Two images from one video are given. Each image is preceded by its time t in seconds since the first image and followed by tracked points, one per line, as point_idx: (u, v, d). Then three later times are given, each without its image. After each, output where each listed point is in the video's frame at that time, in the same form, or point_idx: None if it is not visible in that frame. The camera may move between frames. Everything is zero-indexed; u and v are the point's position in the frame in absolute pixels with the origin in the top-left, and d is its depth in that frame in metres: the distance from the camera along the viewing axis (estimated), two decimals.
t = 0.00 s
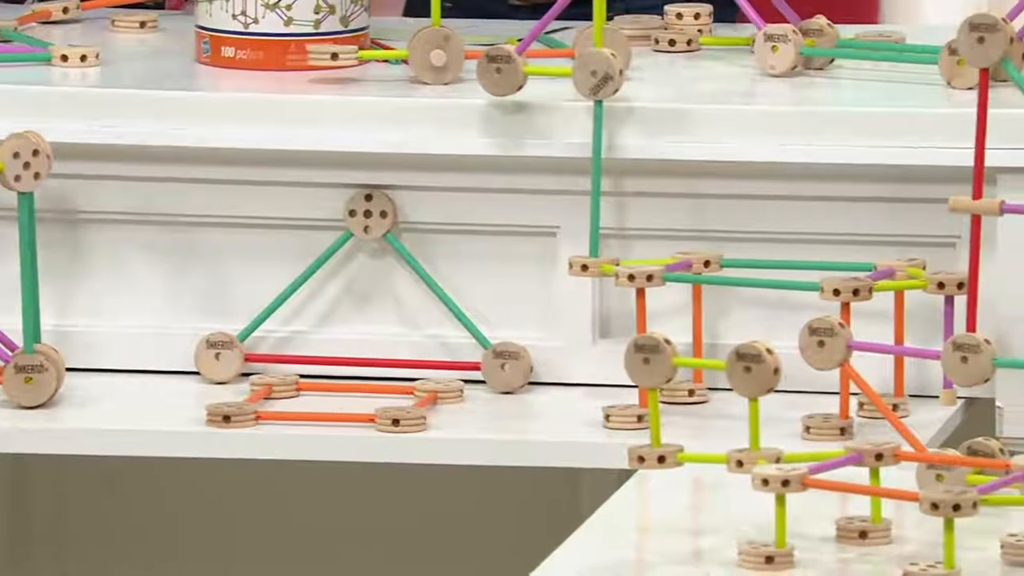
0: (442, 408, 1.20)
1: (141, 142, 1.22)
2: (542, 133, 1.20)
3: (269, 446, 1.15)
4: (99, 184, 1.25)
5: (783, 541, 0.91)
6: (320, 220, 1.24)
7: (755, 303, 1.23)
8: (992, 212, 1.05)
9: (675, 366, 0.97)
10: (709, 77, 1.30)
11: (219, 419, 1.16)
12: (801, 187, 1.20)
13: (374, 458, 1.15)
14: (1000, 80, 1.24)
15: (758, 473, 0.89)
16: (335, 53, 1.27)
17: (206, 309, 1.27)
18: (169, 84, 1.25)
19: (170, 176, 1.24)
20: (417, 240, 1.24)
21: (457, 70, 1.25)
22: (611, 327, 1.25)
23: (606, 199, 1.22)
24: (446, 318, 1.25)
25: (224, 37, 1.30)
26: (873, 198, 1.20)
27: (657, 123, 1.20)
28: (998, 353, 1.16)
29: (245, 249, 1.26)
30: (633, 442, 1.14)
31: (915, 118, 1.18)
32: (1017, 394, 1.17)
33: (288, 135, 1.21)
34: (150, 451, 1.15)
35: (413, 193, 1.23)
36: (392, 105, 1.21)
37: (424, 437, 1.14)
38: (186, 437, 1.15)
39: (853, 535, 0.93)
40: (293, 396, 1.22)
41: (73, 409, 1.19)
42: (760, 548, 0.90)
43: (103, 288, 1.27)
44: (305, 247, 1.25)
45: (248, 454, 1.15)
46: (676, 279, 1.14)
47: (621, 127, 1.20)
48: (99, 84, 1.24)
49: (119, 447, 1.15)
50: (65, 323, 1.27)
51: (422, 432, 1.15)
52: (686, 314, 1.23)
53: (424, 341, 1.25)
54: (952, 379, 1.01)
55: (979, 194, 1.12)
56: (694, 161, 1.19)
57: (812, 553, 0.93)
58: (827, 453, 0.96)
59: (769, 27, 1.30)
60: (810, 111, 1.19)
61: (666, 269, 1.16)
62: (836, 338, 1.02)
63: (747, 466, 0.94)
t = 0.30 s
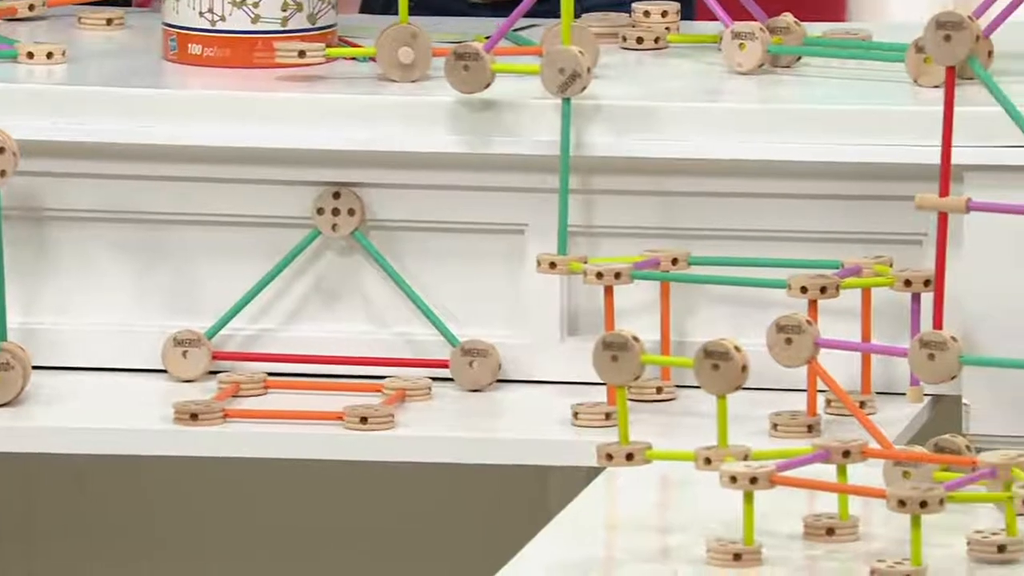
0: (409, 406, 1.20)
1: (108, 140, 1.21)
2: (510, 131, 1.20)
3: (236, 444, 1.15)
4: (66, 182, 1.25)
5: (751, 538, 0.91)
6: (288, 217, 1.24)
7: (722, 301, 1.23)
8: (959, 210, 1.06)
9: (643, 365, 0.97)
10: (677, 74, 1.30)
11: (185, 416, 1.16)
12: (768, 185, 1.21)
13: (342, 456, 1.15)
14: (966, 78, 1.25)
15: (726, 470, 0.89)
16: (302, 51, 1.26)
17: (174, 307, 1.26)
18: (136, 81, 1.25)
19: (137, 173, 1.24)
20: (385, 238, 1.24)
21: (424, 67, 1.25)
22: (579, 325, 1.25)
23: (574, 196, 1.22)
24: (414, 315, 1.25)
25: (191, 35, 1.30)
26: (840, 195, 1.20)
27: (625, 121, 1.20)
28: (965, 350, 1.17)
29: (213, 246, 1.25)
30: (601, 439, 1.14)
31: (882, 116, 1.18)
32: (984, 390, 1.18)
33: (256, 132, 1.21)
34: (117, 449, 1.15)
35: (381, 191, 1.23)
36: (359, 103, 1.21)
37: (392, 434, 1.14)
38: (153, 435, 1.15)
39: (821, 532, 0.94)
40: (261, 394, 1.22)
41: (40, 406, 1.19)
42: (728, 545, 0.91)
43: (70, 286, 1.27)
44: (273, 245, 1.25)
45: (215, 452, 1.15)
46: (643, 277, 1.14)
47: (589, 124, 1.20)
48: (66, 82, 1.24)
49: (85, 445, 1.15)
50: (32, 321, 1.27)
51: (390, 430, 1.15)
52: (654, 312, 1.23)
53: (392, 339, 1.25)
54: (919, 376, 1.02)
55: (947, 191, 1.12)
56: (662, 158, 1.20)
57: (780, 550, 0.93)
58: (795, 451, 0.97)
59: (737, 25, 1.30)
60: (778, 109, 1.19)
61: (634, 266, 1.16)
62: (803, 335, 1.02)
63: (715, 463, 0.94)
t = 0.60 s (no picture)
0: (379, 401, 1.20)
1: (76, 135, 1.21)
2: (480, 126, 1.20)
3: (205, 439, 1.15)
4: (33, 176, 1.25)
5: (720, 533, 0.92)
6: (256, 213, 1.24)
7: (691, 296, 1.23)
8: (927, 203, 1.06)
9: (612, 360, 0.96)
10: (645, 69, 1.30)
11: (154, 412, 1.15)
12: (737, 180, 1.21)
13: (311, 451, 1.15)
14: (934, 73, 1.25)
15: (695, 465, 0.90)
16: (271, 46, 1.26)
17: (142, 302, 1.26)
18: (103, 76, 1.25)
19: (105, 168, 1.24)
20: (354, 233, 1.24)
21: (393, 62, 1.25)
22: (549, 321, 1.24)
23: (544, 191, 1.22)
24: (383, 311, 1.25)
25: (157, 29, 1.29)
26: (809, 191, 1.21)
27: (594, 116, 1.20)
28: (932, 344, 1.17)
29: (181, 241, 1.25)
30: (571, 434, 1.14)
31: (851, 111, 1.18)
32: (950, 384, 1.18)
33: (224, 127, 1.21)
34: (86, 444, 1.14)
35: (350, 186, 1.23)
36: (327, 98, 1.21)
37: (362, 429, 1.14)
38: (122, 431, 1.14)
39: (790, 527, 0.94)
40: (229, 389, 1.22)
41: (8, 402, 1.19)
42: (696, 540, 0.91)
43: (39, 281, 1.27)
44: (242, 240, 1.25)
45: (184, 447, 1.15)
46: (612, 272, 1.14)
47: (558, 119, 1.20)
48: (33, 77, 1.24)
49: (54, 441, 1.15)
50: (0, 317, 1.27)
51: (360, 425, 1.15)
52: (622, 307, 1.24)
53: (361, 334, 1.25)
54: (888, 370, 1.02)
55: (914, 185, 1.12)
56: (631, 153, 1.20)
57: (750, 544, 0.93)
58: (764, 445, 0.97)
59: (705, 18, 1.30)
60: (746, 104, 1.19)
61: (604, 261, 1.16)
62: (771, 330, 1.02)
63: (684, 459, 0.94)
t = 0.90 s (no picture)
0: (349, 395, 1.20)
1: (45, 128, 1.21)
2: (451, 120, 1.20)
3: (175, 433, 1.14)
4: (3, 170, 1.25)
5: (691, 526, 0.92)
6: (226, 206, 1.24)
7: (662, 289, 1.23)
8: (896, 197, 1.07)
9: (583, 353, 0.96)
10: (616, 63, 1.31)
11: (125, 406, 1.15)
12: (708, 173, 1.21)
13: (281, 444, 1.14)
14: (903, 67, 1.26)
15: (666, 458, 0.90)
16: (242, 39, 1.26)
17: (113, 296, 1.26)
18: (74, 70, 1.24)
19: (74, 161, 1.24)
20: (324, 227, 1.24)
21: (364, 56, 1.25)
22: (520, 315, 1.24)
23: (514, 185, 1.22)
24: (354, 304, 1.25)
25: (127, 23, 1.30)
26: (779, 184, 1.21)
27: (565, 109, 1.20)
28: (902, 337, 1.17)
29: (151, 234, 1.25)
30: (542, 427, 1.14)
31: (822, 105, 1.18)
32: (920, 377, 1.19)
33: (193, 120, 1.21)
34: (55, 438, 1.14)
35: (321, 179, 1.23)
36: (297, 91, 1.21)
37: (332, 423, 1.14)
38: (91, 425, 1.14)
39: (760, 520, 0.94)
40: (200, 382, 1.22)
41: None
42: (667, 533, 0.91)
43: (9, 275, 1.27)
44: (212, 234, 1.25)
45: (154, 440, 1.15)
46: (583, 266, 1.14)
47: (528, 113, 1.20)
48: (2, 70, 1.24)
49: (23, 435, 1.14)
50: None
51: (330, 419, 1.15)
52: (593, 300, 1.24)
53: (331, 328, 1.25)
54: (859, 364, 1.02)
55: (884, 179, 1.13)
56: (601, 147, 1.20)
57: (720, 537, 0.93)
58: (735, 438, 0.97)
59: (675, 12, 1.31)
60: (716, 98, 1.19)
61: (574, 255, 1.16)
62: (742, 323, 1.02)
63: (655, 452, 0.94)
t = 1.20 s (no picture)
0: (321, 388, 1.20)
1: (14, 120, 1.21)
2: (423, 113, 1.20)
3: (146, 426, 1.14)
4: None
5: (663, 518, 0.92)
6: (197, 199, 1.24)
7: (633, 282, 1.23)
8: (867, 189, 1.08)
9: (555, 345, 0.96)
10: (587, 55, 1.31)
11: (95, 399, 1.15)
12: (679, 166, 1.21)
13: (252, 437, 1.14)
14: (874, 59, 1.26)
15: (638, 451, 0.90)
16: (212, 31, 1.25)
17: (83, 288, 1.26)
18: (44, 62, 1.24)
19: (44, 154, 1.24)
20: (295, 220, 1.24)
21: (334, 49, 1.25)
22: (491, 308, 1.24)
23: (485, 177, 1.22)
24: (325, 297, 1.25)
25: (97, 15, 1.29)
26: (750, 177, 1.21)
27: (536, 102, 1.20)
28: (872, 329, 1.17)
29: (122, 228, 1.25)
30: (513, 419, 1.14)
31: (793, 98, 1.19)
32: (891, 369, 1.19)
33: (163, 113, 1.21)
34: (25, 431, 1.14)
35: (292, 172, 1.23)
36: (267, 84, 1.21)
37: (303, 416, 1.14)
38: (61, 418, 1.14)
39: (731, 512, 0.94)
40: (171, 376, 1.21)
41: None
42: (639, 526, 0.91)
43: None
44: (183, 226, 1.24)
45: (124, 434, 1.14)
46: (555, 257, 1.14)
47: (499, 106, 1.20)
48: None
49: None
50: None
51: (301, 412, 1.14)
52: (565, 292, 1.24)
53: (302, 321, 1.25)
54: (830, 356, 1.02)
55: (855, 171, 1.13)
56: (572, 140, 1.20)
57: (692, 529, 0.93)
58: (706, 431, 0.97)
59: (647, 5, 1.31)
60: (687, 90, 1.19)
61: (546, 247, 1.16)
62: (713, 316, 1.01)
63: (626, 445, 0.94)
